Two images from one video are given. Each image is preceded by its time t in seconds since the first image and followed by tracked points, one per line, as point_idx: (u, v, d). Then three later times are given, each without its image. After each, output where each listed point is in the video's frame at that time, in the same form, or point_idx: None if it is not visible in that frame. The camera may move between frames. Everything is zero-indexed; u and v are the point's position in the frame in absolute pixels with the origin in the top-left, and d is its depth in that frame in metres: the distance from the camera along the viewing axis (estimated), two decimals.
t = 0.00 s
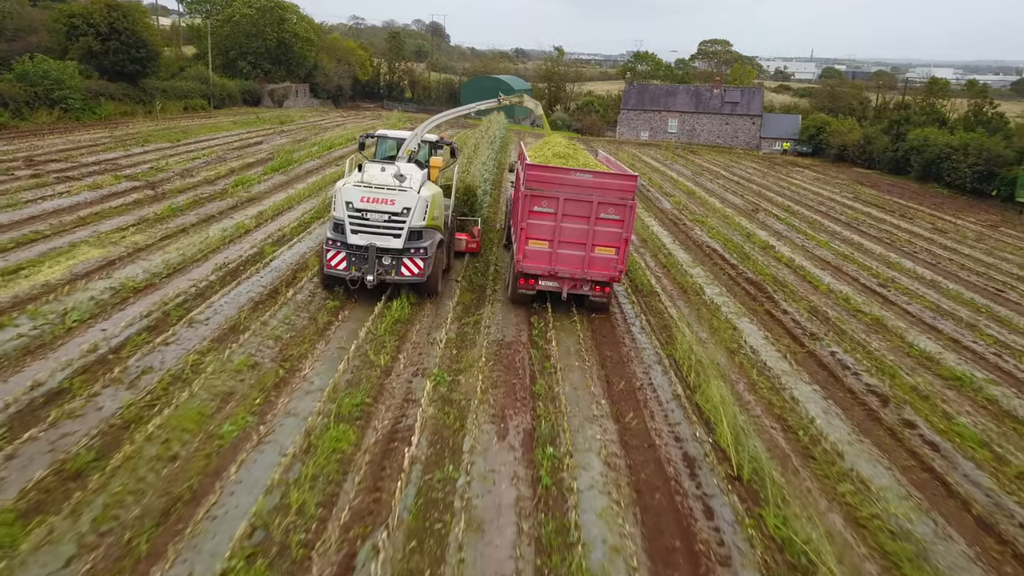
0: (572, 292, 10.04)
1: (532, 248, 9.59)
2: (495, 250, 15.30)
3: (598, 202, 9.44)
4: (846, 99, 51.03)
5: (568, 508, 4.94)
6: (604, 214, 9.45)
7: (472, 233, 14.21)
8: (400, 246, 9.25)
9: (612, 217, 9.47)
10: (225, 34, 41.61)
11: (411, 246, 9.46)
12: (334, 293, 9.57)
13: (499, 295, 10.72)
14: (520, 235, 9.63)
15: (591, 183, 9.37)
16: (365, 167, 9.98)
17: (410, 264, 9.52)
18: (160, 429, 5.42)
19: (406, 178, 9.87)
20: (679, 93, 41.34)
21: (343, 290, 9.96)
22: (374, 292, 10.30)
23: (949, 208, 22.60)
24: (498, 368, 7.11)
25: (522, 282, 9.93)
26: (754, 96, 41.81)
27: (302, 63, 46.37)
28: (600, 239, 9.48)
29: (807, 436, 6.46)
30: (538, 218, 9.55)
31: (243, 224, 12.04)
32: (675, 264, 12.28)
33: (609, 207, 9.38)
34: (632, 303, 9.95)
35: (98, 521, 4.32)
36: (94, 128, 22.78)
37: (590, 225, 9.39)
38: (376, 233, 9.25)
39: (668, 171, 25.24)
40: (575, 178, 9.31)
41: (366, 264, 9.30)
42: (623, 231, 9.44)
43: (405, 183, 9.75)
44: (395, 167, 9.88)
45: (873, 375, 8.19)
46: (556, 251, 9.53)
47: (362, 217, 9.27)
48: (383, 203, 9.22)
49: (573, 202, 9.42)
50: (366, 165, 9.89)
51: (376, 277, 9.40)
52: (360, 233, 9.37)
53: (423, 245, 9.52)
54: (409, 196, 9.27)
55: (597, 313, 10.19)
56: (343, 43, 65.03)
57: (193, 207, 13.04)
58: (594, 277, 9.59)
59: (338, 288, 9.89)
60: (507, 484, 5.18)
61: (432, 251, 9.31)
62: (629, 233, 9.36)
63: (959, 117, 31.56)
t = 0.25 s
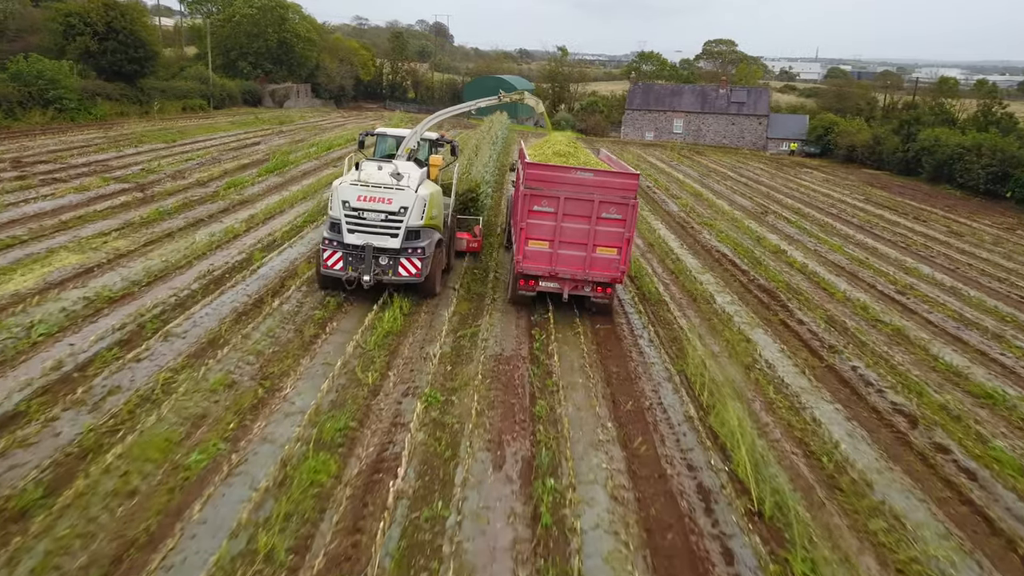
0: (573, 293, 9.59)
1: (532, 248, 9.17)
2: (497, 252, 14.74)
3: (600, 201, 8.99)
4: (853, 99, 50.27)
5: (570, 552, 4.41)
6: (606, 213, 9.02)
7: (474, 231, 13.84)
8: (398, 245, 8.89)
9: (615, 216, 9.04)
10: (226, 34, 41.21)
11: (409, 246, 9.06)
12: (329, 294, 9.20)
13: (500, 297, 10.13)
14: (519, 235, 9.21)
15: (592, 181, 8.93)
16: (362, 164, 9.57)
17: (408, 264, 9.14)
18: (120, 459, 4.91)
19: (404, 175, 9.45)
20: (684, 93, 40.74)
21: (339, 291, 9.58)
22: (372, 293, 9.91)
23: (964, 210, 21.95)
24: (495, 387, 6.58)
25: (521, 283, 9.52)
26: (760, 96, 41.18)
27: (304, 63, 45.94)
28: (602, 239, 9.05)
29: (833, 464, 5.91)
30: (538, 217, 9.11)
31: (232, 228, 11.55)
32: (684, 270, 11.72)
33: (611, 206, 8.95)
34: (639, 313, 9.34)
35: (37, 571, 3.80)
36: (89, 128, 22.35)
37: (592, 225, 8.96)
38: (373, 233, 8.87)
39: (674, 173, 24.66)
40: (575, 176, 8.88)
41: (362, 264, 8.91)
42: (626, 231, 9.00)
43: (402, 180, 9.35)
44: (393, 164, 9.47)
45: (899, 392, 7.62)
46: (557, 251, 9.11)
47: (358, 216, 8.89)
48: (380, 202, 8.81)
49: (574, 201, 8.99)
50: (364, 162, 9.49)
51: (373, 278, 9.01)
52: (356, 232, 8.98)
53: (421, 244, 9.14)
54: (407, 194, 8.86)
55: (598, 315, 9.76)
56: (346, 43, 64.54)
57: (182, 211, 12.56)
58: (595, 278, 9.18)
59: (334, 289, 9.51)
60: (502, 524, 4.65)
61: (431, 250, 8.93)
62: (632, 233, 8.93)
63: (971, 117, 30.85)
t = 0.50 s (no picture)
0: (574, 293, 9.53)
1: (533, 248, 9.10)
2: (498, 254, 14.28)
3: (602, 199, 8.93)
4: (861, 100, 49.44)
5: None
6: (608, 212, 8.96)
7: (476, 230, 13.56)
8: (396, 244, 8.76)
9: (616, 215, 8.98)
10: (227, 33, 40.76)
11: (408, 245, 8.94)
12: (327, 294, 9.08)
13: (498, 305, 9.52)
14: (520, 234, 9.13)
15: (594, 179, 8.87)
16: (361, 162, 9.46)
17: (407, 263, 9.01)
18: (72, 495, 4.40)
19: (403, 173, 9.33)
20: (690, 93, 40.13)
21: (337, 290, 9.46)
22: (370, 292, 9.80)
23: (979, 213, 21.27)
24: (492, 408, 6.06)
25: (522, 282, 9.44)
26: (767, 96, 40.50)
27: (305, 63, 45.44)
28: (604, 238, 8.99)
29: (862, 496, 5.38)
30: (538, 216, 9.05)
31: (220, 232, 11.05)
32: (692, 276, 11.19)
33: (613, 205, 8.88)
34: (648, 324, 8.77)
35: None
36: (83, 128, 21.89)
37: (593, 224, 8.90)
38: (371, 232, 8.75)
39: (681, 174, 24.08)
40: (577, 174, 8.82)
41: (360, 263, 8.80)
42: (628, 230, 8.95)
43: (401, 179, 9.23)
44: (391, 163, 9.34)
45: (928, 412, 7.07)
46: (558, 251, 9.05)
47: (357, 215, 8.78)
48: (378, 200, 8.71)
49: (575, 200, 8.93)
50: (363, 160, 9.38)
51: (371, 277, 8.89)
52: (355, 231, 8.86)
53: (420, 243, 9.02)
54: (405, 192, 8.75)
55: (600, 315, 9.69)
56: (348, 43, 64.02)
57: (170, 214, 12.07)
58: (597, 278, 9.11)
59: (332, 288, 9.39)
60: (498, 571, 4.13)
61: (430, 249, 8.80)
62: (634, 232, 8.87)
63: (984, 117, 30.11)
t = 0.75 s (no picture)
0: (576, 293, 9.31)
1: (534, 247, 8.90)
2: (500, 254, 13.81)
3: (604, 197, 8.71)
4: (868, 99, 48.59)
5: None
6: (610, 210, 8.73)
7: (478, 228, 13.18)
8: (397, 243, 8.55)
9: (619, 213, 8.74)
10: (228, 33, 40.30)
11: (409, 243, 8.73)
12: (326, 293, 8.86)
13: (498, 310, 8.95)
14: (520, 233, 8.92)
15: (596, 176, 8.67)
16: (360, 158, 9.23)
17: (408, 262, 8.79)
18: (14, 538, 3.91)
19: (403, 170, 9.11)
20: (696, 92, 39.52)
21: (336, 289, 9.25)
22: (370, 291, 9.59)
23: (995, 215, 20.61)
24: (489, 432, 5.56)
25: (524, 282, 9.23)
26: (774, 96, 39.83)
27: (307, 62, 44.95)
28: (606, 237, 8.77)
29: (900, 533, 4.84)
30: (539, 215, 8.84)
31: (209, 237, 10.58)
32: (703, 282, 10.66)
33: (616, 203, 8.65)
34: (657, 334, 8.22)
35: None
36: (77, 128, 21.43)
37: (595, 222, 8.68)
38: (371, 230, 8.54)
39: (688, 174, 23.50)
40: (578, 172, 8.64)
41: (360, 262, 8.58)
42: (631, 229, 8.71)
43: (402, 175, 9.02)
44: (391, 159, 9.12)
45: (962, 433, 6.52)
46: (559, 250, 8.84)
47: (357, 212, 8.56)
48: (378, 197, 8.50)
49: (576, 198, 8.72)
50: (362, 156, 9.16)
51: (371, 277, 8.67)
52: (354, 229, 8.63)
53: (422, 241, 8.81)
54: (407, 189, 8.56)
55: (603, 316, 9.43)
56: (351, 43, 63.57)
57: (158, 217, 11.60)
58: (600, 277, 8.88)
59: (331, 287, 9.17)
60: None
61: (432, 247, 8.59)
62: (637, 230, 8.63)
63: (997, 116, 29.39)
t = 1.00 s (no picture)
0: (579, 293, 8.98)
1: (536, 245, 8.56)
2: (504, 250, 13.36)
3: (608, 193, 8.41)
4: (875, 99, 47.78)
5: None
6: (614, 206, 8.44)
7: (481, 226, 12.72)
8: (399, 241, 8.38)
9: (623, 210, 8.45)
10: (229, 32, 39.86)
11: (411, 242, 8.55)
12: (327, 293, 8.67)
13: (499, 315, 8.39)
14: (522, 231, 8.60)
15: (599, 172, 8.39)
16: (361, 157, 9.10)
17: (410, 261, 8.61)
18: None
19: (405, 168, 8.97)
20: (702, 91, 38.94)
21: (337, 289, 9.06)
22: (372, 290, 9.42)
23: (1012, 216, 19.96)
24: (487, 460, 5.07)
25: (525, 282, 8.89)
26: (781, 95, 39.08)
27: (309, 61, 44.47)
28: (610, 234, 8.47)
29: None
30: (541, 212, 8.53)
31: (196, 240, 10.11)
32: (714, 288, 10.15)
33: (620, 199, 8.36)
34: (668, 346, 7.68)
35: None
36: (71, 127, 21.00)
37: (599, 219, 8.38)
38: (373, 228, 8.36)
39: (694, 175, 22.96)
40: (581, 167, 8.35)
41: (361, 261, 8.41)
42: (636, 226, 8.41)
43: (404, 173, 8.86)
44: (393, 157, 8.96)
45: (1002, 456, 5.99)
46: (561, 248, 8.52)
47: (358, 210, 8.40)
48: (380, 195, 8.34)
49: (579, 195, 8.42)
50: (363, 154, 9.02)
51: (373, 276, 8.49)
52: (355, 227, 8.47)
53: (424, 240, 8.63)
54: (409, 186, 8.40)
55: (606, 316, 9.10)
56: (353, 42, 63.12)
57: (145, 219, 11.15)
58: (603, 276, 8.57)
59: (332, 287, 8.97)
60: None
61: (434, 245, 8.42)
62: (642, 227, 8.33)
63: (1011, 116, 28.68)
